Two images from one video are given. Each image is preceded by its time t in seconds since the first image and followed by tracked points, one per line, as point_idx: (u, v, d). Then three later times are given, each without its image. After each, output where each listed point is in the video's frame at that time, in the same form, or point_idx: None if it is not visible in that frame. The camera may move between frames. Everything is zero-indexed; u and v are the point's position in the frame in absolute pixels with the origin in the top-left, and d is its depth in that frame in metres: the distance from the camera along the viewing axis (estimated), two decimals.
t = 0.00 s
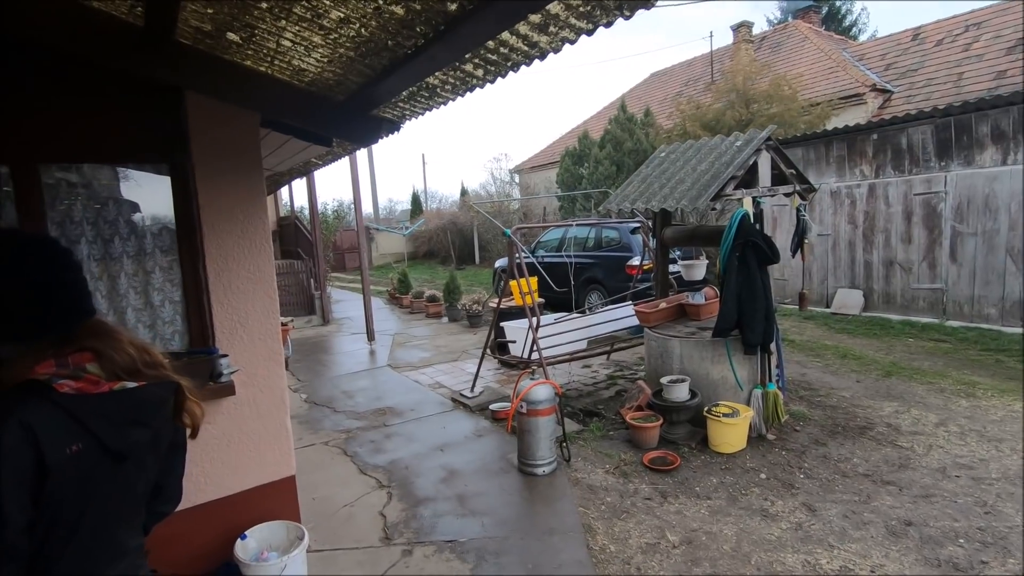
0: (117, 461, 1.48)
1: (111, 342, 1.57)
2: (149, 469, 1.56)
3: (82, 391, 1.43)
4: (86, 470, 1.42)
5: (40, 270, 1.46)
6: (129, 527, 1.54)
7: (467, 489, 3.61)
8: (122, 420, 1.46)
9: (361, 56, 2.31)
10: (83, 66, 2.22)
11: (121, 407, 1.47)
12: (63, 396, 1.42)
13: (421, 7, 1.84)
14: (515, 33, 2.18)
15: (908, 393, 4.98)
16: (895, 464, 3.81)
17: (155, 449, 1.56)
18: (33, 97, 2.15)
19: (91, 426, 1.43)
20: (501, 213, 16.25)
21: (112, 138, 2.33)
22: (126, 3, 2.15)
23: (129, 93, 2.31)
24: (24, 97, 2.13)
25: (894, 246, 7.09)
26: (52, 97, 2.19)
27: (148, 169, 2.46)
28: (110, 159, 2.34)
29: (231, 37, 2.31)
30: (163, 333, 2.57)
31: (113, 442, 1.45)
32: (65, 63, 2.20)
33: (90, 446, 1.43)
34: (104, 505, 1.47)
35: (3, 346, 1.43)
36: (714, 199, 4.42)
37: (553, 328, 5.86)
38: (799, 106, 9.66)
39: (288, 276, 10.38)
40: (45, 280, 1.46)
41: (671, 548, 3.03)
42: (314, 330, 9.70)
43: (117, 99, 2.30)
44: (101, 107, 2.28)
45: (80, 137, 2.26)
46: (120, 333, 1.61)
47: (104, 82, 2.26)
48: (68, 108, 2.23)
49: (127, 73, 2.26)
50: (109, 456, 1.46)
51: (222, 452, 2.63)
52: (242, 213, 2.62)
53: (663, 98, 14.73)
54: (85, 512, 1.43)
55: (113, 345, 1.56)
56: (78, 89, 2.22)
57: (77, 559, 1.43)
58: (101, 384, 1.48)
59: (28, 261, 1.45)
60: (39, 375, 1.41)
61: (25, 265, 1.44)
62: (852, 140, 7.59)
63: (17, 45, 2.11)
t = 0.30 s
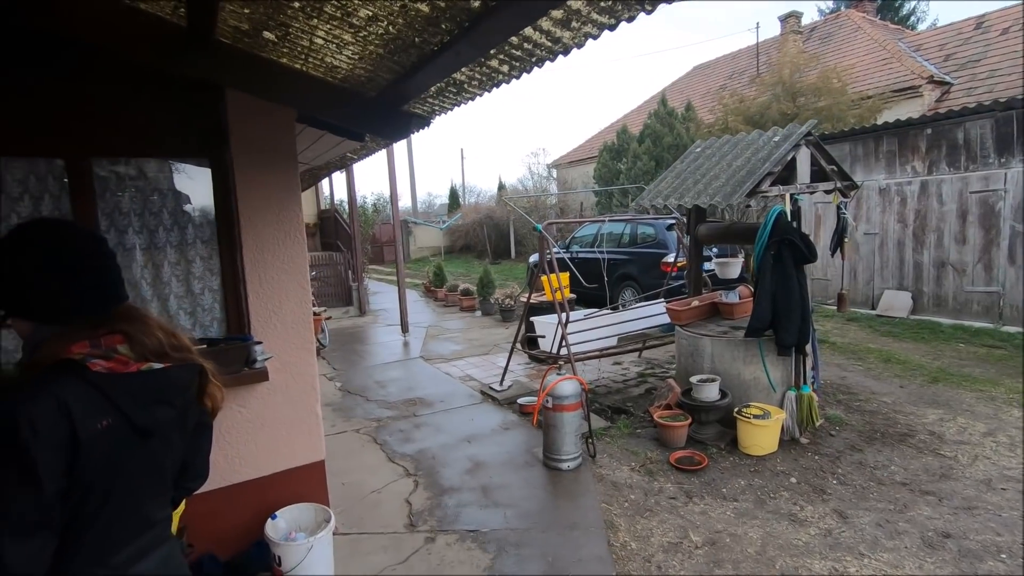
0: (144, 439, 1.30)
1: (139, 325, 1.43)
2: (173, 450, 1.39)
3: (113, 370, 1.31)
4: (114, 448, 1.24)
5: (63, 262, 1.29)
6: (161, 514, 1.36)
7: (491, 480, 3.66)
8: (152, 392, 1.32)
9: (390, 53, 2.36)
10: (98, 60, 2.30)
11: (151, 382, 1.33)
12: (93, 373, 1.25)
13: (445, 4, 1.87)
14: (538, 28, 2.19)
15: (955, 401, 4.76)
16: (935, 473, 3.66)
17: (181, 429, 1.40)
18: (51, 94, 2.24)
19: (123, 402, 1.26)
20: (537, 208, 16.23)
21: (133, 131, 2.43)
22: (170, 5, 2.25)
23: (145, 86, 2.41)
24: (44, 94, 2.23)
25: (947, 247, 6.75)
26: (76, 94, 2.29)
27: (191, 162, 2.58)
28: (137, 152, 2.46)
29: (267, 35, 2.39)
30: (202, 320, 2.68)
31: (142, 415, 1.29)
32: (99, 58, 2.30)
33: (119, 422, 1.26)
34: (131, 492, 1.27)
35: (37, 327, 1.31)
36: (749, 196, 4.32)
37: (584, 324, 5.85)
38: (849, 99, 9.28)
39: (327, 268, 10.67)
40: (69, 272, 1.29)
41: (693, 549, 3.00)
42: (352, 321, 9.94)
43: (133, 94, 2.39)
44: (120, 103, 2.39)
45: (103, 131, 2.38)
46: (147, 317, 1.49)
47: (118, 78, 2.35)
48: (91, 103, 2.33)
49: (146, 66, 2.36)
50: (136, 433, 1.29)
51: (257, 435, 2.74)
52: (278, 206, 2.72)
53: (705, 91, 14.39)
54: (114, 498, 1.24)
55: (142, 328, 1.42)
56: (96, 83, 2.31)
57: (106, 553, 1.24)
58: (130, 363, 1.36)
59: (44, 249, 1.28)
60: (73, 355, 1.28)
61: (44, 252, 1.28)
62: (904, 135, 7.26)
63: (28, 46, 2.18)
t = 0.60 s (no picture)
0: (196, 417, 1.40)
1: (197, 312, 1.51)
2: (222, 429, 1.49)
3: (172, 354, 1.37)
4: (170, 425, 1.34)
5: (126, 258, 1.38)
6: (210, 488, 1.48)
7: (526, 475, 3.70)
8: (205, 375, 1.41)
9: (435, 53, 2.41)
10: (98, 59, 2.35)
11: (204, 366, 1.42)
12: (155, 356, 1.35)
13: (488, 5, 1.90)
14: (579, 27, 2.20)
15: None
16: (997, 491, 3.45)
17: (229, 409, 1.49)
18: (51, 92, 2.30)
19: (182, 382, 1.36)
20: (582, 205, 16.13)
21: (177, 129, 2.54)
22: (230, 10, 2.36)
23: (149, 84, 2.45)
24: (42, 90, 2.29)
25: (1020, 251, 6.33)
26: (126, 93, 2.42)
27: (249, 158, 2.72)
28: (190, 149, 2.58)
29: (319, 37, 2.49)
30: (255, 309, 2.83)
31: (196, 395, 1.38)
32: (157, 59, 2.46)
33: (175, 402, 1.35)
34: (184, 465, 1.38)
35: (109, 312, 1.41)
36: (800, 195, 4.22)
37: (625, 323, 5.81)
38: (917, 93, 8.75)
39: (375, 262, 10.96)
40: (134, 267, 1.39)
41: (729, 554, 2.95)
42: (397, 314, 10.18)
43: (137, 91, 2.43)
44: (122, 100, 2.43)
45: (150, 131, 2.50)
46: (204, 305, 1.56)
47: (120, 77, 2.40)
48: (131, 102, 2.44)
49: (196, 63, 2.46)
50: (190, 412, 1.38)
51: (303, 420, 2.87)
52: (327, 201, 2.83)
53: (760, 86, 13.93)
54: (172, 471, 1.35)
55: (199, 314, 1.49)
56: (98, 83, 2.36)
57: (163, 521, 1.36)
58: (188, 347, 1.43)
59: (113, 245, 1.39)
60: (137, 337, 1.36)
61: (112, 247, 1.39)
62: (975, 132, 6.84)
63: (29, 46, 2.25)
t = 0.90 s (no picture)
0: (248, 406, 1.47)
1: (249, 305, 1.59)
2: (271, 418, 1.56)
3: (226, 345, 1.46)
4: (223, 413, 1.42)
5: (189, 255, 1.47)
6: (259, 472, 1.56)
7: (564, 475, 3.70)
8: (257, 366, 1.48)
9: (479, 55, 2.45)
10: (98, 60, 2.38)
11: (257, 358, 1.49)
12: (212, 346, 1.43)
13: (531, 8, 1.92)
14: (622, 28, 2.19)
15: None
16: None
17: (279, 400, 1.56)
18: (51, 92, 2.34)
19: (235, 371, 1.43)
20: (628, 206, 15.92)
21: (231, 131, 2.66)
22: (286, 16, 2.48)
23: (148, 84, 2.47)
24: (42, 90, 2.32)
25: None
26: (185, 97, 2.55)
27: (301, 158, 2.84)
28: (248, 150, 2.71)
29: (368, 42, 2.57)
30: (305, 304, 2.94)
31: (248, 386, 1.45)
32: (215, 64, 2.56)
33: (230, 390, 1.43)
34: (236, 450, 1.46)
35: (170, 303, 1.50)
36: (855, 196, 4.07)
37: (669, 326, 5.71)
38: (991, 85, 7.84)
39: (419, 260, 11.15)
40: (198, 264, 1.48)
41: (771, 565, 2.87)
42: (440, 311, 10.33)
43: (138, 91, 2.46)
44: (122, 100, 2.46)
45: (208, 132, 2.63)
46: (256, 299, 1.64)
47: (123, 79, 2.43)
48: (188, 105, 2.57)
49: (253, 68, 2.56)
50: (242, 401, 1.45)
51: (347, 411, 2.97)
52: (373, 200, 2.92)
53: (818, 82, 13.39)
54: (224, 454, 1.43)
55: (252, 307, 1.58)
56: (107, 84, 2.41)
57: (215, 501, 1.44)
58: (242, 340, 1.52)
59: (177, 242, 1.48)
60: (196, 329, 1.45)
61: (175, 245, 1.48)
62: None
63: (30, 46, 2.28)
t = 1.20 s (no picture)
0: (285, 401, 1.52)
1: (288, 303, 1.64)
2: (307, 413, 1.61)
3: (265, 342, 1.51)
4: (261, 407, 1.47)
5: (230, 253, 1.53)
6: (293, 466, 1.61)
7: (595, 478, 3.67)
8: (294, 362, 1.53)
9: (512, 58, 2.46)
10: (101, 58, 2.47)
11: (294, 354, 1.54)
12: (252, 342, 1.48)
13: (563, 10, 1.92)
14: (655, 28, 2.16)
15: None
16: None
17: (314, 396, 1.61)
18: (70, 92, 2.45)
19: (272, 368, 1.48)
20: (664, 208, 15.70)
21: (273, 135, 2.77)
22: (325, 23, 2.55)
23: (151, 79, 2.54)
24: (62, 88, 2.44)
25: None
26: (231, 103, 2.67)
27: (339, 162, 2.91)
28: (290, 153, 2.81)
29: (404, 48, 2.62)
30: (341, 303, 3.01)
31: (285, 381, 1.50)
32: (260, 71, 2.70)
33: (267, 385, 1.48)
34: (272, 443, 1.51)
35: (213, 300, 1.56)
36: (902, 197, 3.92)
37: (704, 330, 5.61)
38: None
39: (454, 262, 11.26)
40: (238, 263, 1.54)
41: None
42: (474, 313, 10.40)
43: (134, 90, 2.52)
44: (125, 96, 2.52)
45: (250, 136, 2.74)
46: (294, 297, 1.69)
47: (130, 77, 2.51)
48: (233, 111, 2.69)
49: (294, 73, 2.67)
50: (279, 396, 1.51)
51: (380, 409, 3.03)
52: (408, 202, 2.97)
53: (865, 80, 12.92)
54: (261, 447, 1.49)
55: (291, 305, 1.63)
56: (135, 88, 2.52)
57: (251, 492, 1.49)
58: (280, 337, 1.57)
59: (219, 240, 1.54)
60: (237, 326, 1.50)
61: (218, 244, 1.53)
62: None
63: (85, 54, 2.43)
